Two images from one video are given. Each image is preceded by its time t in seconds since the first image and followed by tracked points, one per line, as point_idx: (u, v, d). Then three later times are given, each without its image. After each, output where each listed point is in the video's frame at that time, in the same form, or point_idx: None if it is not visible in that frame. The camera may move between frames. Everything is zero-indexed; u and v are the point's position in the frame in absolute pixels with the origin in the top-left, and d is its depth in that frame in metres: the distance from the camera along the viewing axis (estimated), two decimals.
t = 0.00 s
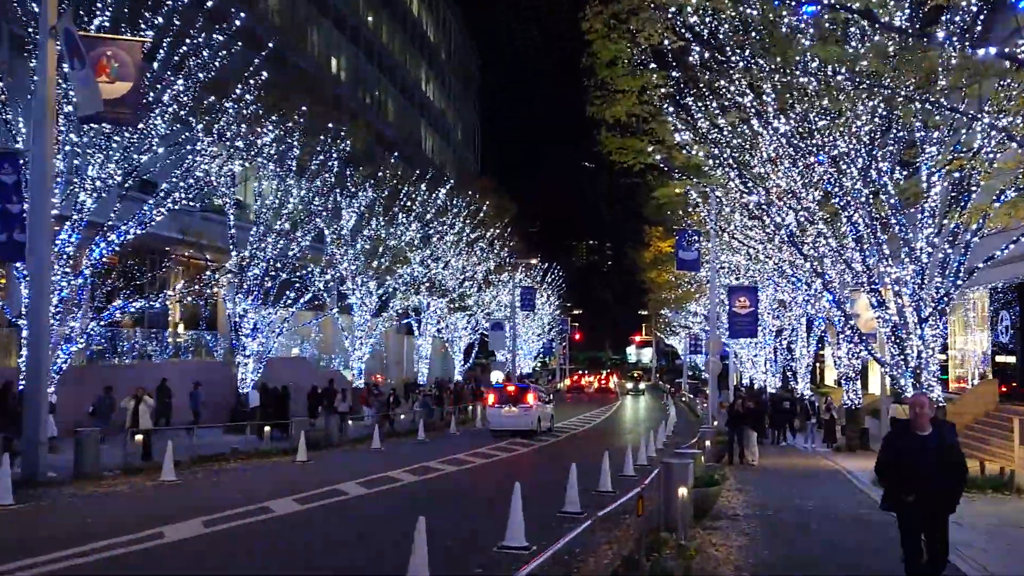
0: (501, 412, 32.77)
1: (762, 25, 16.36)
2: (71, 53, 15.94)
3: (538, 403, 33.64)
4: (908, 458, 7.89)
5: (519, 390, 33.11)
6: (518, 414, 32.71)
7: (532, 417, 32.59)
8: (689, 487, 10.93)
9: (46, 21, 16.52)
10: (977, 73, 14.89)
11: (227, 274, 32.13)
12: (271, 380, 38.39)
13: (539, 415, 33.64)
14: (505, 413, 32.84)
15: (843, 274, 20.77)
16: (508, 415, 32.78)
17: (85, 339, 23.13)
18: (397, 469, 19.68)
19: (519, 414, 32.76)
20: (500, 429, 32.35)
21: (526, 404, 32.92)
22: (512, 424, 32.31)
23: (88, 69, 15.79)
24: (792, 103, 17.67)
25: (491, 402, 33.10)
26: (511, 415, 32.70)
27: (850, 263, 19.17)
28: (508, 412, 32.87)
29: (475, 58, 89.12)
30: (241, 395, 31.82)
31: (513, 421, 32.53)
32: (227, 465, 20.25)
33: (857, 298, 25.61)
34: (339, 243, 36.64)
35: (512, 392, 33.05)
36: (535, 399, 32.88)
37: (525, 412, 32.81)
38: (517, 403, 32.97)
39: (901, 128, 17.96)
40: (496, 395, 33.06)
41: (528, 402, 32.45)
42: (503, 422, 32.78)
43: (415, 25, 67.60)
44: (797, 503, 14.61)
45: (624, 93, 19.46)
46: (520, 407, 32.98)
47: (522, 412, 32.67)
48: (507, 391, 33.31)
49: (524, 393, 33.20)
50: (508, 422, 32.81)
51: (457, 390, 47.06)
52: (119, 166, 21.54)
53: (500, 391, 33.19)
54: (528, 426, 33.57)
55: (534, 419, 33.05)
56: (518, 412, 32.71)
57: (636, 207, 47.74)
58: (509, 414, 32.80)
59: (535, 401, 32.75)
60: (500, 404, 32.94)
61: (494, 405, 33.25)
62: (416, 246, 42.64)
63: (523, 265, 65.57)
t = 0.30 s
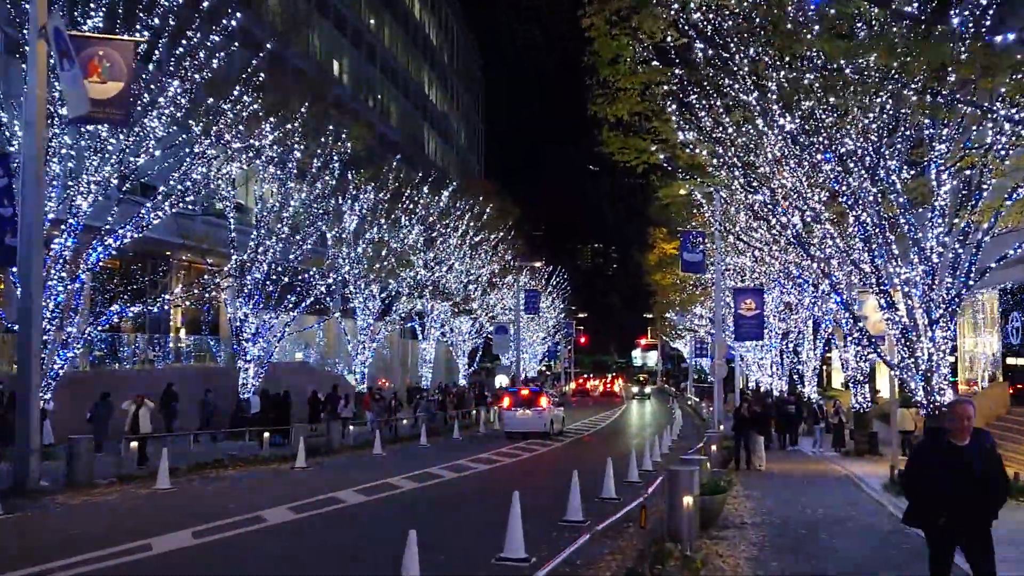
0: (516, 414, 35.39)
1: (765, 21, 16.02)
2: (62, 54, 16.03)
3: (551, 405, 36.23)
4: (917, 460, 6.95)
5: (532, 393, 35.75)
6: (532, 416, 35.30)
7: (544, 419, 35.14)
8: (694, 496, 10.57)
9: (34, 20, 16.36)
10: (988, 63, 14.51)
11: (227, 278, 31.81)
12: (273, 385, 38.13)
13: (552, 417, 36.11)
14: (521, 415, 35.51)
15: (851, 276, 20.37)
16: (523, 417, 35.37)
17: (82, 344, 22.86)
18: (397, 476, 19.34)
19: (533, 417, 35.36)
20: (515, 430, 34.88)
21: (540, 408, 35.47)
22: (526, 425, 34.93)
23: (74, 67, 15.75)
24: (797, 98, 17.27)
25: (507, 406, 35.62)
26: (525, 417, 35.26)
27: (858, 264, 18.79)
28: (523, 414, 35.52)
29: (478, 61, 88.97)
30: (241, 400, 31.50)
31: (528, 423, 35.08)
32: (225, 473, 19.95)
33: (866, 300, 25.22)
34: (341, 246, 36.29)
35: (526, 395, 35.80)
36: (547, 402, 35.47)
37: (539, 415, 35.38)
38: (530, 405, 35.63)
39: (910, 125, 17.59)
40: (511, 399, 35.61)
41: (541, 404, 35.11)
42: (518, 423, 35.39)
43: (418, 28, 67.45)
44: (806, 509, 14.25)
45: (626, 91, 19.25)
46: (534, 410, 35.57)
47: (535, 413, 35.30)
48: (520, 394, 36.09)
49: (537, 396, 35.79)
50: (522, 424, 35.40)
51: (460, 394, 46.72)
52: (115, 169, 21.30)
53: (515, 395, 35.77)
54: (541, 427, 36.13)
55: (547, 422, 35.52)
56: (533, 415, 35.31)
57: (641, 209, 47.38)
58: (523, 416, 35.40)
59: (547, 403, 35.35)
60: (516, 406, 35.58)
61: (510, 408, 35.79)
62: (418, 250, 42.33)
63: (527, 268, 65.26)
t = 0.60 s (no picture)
0: (533, 415, 36.71)
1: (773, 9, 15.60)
2: (54, 49, 15.54)
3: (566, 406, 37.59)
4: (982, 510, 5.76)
5: (548, 395, 37.09)
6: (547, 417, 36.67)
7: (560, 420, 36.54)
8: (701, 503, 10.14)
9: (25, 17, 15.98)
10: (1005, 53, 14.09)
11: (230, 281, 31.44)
12: (276, 389, 37.82)
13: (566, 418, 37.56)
14: (537, 417, 36.91)
15: (862, 275, 19.90)
16: (540, 419, 36.74)
17: (79, 347, 22.52)
18: (398, 480, 18.93)
19: (549, 419, 36.74)
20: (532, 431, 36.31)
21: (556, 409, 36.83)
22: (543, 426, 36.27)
23: (66, 63, 15.34)
24: (807, 90, 16.92)
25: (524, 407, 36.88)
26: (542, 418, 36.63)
27: (871, 261, 18.33)
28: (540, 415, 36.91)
29: (485, 63, 88.70)
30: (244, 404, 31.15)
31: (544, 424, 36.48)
32: (223, 477, 19.58)
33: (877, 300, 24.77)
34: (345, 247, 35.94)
35: (542, 397, 37.13)
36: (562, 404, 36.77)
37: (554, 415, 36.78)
38: (546, 407, 36.98)
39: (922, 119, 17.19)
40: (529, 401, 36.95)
41: (559, 407, 36.41)
42: (535, 424, 36.73)
43: (423, 30, 67.15)
44: (817, 515, 13.84)
45: (632, 86, 18.83)
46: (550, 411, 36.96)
47: (551, 415, 36.60)
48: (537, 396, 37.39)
49: (553, 398, 37.17)
50: (539, 425, 36.77)
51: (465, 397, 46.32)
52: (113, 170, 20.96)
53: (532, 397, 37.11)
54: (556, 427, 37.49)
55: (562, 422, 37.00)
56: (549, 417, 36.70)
57: (648, 211, 46.96)
58: (540, 417, 36.74)
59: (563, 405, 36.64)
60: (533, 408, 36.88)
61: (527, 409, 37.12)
62: (423, 252, 42.04)
63: (533, 271, 64.81)
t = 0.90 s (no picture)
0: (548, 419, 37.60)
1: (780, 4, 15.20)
2: (46, 46, 15.41)
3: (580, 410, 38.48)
4: None
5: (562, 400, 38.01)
6: (561, 421, 37.58)
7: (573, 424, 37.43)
8: (707, 511, 9.78)
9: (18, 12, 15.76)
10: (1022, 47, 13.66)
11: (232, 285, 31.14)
12: (280, 393, 37.54)
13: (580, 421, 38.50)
14: (550, 420, 37.81)
15: (872, 277, 19.47)
16: (554, 422, 37.64)
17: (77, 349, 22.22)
18: (398, 486, 18.55)
19: (564, 422, 37.67)
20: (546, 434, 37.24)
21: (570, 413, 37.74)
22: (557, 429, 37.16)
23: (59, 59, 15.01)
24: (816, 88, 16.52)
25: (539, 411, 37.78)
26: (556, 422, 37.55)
27: (882, 262, 17.90)
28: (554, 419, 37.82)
29: (492, 67, 88.42)
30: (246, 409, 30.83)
31: (558, 427, 37.40)
32: (220, 483, 19.24)
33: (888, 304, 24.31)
34: (348, 250, 35.57)
35: (557, 401, 38.01)
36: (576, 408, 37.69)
37: (568, 419, 37.68)
38: (560, 411, 37.86)
39: (936, 117, 16.79)
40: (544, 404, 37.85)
41: (572, 411, 37.25)
42: (549, 427, 37.60)
43: (430, 34, 66.89)
44: (827, 523, 13.44)
45: (636, 85, 18.43)
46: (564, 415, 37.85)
47: (565, 419, 37.49)
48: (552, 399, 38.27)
49: (567, 402, 38.05)
50: (553, 428, 37.68)
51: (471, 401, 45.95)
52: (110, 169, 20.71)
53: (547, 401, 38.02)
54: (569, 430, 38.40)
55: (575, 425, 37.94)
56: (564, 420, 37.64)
57: (655, 214, 46.54)
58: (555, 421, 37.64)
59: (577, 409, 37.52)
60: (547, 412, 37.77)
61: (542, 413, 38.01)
62: (428, 255, 41.70)
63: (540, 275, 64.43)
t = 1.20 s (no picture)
0: (561, 422, 38.81)
1: None
2: (38, 44, 15.50)
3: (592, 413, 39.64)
4: None
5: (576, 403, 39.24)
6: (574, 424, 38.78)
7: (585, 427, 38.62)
8: (711, 523, 9.45)
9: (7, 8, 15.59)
10: None
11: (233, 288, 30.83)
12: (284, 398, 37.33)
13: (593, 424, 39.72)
14: (564, 424, 39.03)
15: (883, 279, 19.04)
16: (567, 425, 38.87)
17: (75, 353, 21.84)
18: (398, 492, 18.20)
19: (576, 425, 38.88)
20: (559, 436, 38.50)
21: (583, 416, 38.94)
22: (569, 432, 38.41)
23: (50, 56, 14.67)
24: (824, 86, 16.13)
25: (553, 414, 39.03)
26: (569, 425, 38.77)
27: (892, 264, 17.48)
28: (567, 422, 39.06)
29: (498, 70, 88.10)
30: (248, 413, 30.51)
31: (570, 430, 38.62)
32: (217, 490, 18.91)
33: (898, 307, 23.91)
34: (350, 253, 35.25)
35: (570, 404, 39.23)
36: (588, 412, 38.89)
37: (580, 422, 38.88)
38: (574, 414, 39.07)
39: (947, 116, 16.39)
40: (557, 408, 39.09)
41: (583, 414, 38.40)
42: (562, 430, 38.81)
43: (435, 36, 66.58)
44: (837, 532, 13.05)
45: (639, 82, 18.10)
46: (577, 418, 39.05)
47: (577, 422, 38.66)
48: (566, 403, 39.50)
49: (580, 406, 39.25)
50: (566, 431, 38.91)
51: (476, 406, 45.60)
52: (104, 170, 20.40)
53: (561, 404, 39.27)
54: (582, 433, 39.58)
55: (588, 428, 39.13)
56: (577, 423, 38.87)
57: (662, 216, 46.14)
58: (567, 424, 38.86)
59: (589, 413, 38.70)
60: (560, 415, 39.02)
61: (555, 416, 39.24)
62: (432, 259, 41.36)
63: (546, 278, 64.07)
